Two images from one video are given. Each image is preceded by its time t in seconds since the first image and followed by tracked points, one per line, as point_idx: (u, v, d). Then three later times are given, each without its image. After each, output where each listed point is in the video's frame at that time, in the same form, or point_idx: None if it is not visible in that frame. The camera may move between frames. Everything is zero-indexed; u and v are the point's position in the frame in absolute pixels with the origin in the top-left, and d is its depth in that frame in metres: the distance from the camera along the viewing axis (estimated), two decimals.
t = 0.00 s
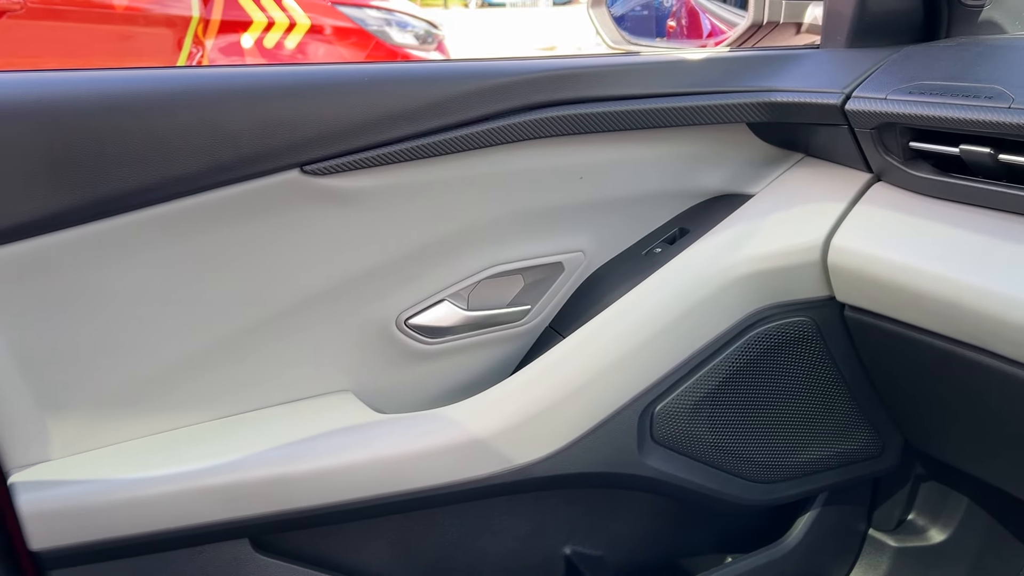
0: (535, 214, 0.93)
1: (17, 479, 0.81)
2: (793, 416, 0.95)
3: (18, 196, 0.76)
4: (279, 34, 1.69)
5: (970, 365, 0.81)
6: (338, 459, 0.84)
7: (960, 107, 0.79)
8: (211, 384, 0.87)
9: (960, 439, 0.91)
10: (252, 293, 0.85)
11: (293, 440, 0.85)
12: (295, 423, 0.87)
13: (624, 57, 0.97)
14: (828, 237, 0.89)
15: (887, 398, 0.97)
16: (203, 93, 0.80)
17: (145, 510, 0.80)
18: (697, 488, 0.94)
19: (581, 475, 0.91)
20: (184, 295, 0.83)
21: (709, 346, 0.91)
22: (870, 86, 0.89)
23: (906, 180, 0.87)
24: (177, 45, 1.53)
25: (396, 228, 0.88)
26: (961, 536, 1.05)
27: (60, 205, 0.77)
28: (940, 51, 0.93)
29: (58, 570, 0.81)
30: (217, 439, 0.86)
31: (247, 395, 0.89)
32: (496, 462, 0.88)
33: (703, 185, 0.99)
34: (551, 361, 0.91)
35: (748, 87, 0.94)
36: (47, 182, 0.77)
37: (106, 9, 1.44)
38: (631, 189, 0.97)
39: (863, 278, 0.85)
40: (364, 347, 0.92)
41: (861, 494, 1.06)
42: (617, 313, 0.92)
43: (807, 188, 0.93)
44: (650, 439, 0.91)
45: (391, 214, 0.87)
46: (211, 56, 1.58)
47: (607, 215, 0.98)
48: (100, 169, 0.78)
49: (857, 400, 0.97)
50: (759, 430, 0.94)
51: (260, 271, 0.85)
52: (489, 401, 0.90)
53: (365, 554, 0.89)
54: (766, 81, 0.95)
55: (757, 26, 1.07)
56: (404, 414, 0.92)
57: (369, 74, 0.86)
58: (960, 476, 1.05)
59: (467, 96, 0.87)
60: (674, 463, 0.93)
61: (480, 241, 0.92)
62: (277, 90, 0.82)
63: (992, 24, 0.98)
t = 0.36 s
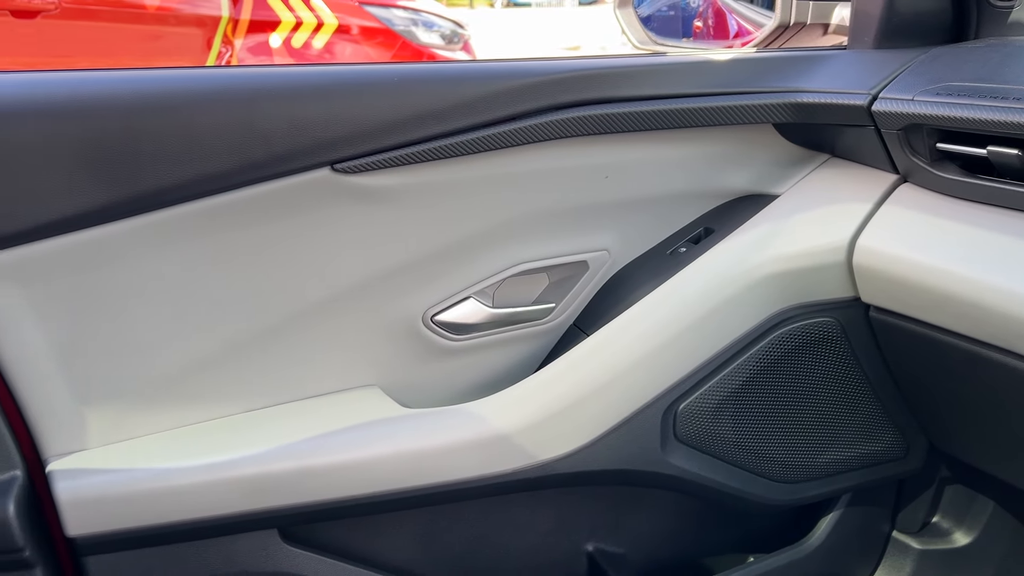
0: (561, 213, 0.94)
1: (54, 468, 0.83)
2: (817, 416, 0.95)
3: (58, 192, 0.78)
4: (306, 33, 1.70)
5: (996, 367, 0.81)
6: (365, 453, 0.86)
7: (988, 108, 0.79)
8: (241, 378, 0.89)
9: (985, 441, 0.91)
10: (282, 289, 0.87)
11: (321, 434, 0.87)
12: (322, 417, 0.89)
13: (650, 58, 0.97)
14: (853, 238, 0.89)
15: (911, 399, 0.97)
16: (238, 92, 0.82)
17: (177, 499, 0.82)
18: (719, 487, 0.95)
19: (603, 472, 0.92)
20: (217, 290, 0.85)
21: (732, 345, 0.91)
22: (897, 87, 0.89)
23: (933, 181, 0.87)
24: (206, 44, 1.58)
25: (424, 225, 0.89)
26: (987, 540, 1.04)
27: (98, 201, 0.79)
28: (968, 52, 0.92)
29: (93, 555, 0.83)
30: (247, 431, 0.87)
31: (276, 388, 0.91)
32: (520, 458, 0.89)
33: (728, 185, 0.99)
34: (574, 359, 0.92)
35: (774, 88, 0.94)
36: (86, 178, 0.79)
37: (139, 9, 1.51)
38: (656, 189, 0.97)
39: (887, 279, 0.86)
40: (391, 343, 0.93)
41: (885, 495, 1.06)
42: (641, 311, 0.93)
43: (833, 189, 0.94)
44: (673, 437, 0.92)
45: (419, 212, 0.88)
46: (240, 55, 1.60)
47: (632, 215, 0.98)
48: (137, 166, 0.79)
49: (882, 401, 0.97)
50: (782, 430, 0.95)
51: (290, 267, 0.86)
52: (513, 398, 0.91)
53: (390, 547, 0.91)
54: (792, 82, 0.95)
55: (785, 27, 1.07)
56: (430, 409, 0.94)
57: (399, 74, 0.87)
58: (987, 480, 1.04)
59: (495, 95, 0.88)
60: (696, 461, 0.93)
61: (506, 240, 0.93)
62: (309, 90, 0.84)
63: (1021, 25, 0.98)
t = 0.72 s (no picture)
0: (586, 211, 0.95)
1: (91, 457, 0.85)
2: (840, 416, 0.95)
3: (96, 188, 0.80)
4: (334, 32, 1.73)
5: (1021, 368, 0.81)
6: (392, 446, 0.87)
7: (1015, 108, 0.79)
8: (271, 371, 0.91)
9: (1010, 443, 0.91)
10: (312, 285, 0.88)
11: (348, 427, 0.88)
12: (349, 410, 0.91)
13: (677, 58, 0.98)
14: (878, 239, 0.89)
15: (936, 401, 0.97)
16: (271, 91, 0.84)
17: (208, 489, 0.84)
18: (742, 485, 0.96)
19: (626, 468, 0.93)
20: (249, 284, 0.87)
21: (756, 345, 0.92)
22: (924, 88, 0.89)
23: (959, 182, 0.87)
24: (235, 44, 1.60)
25: (451, 223, 0.90)
26: (1012, 543, 1.03)
27: (135, 197, 0.81)
28: (997, 53, 0.92)
29: (127, 542, 0.85)
30: (276, 424, 0.89)
31: (305, 382, 0.92)
32: (544, 453, 0.90)
33: (753, 185, 1.00)
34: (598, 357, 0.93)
35: (801, 88, 0.95)
36: (123, 174, 0.80)
37: (168, 9, 1.54)
38: (681, 188, 0.98)
39: (911, 279, 0.86)
40: (418, 338, 0.95)
41: (909, 497, 1.06)
42: (665, 310, 0.93)
43: (859, 189, 0.94)
44: (697, 435, 0.93)
45: (446, 210, 0.90)
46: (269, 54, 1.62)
47: (658, 214, 0.99)
48: (173, 163, 0.81)
49: (906, 401, 0.97)
50: (805, 429, 0.95)
51: (320, 263, 0.88)
52: (537, 394, 0.92)
53: (415, 540, 0.92)
54: (819, 82, 0.95)
55: (811, 27, 1.08)
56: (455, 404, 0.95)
57: (428, 73, 0.89)
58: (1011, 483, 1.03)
59: (522, 95, 0.89)
60: (719, 459, 0.94)
61: (531, 238, 0.94)
62: (340, 89, 0.85)
63: None
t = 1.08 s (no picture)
0: (611, 210, 0.96)
1: (124, 447, 0.87)
2: (863, 416, 0.95)
3: (129, 184, 0.82)
4: (360, 31, 1.75)
5: None
6: (416, 440, 0.88)
7: None
8: (297, 365, 0.92)
9: None
10: (338, 281, 0.90)
11: (373, 421, 0.89)
12: (374, 404, 0.92)
13: (702, 57, 0.98)
14: (904, 239, 0.89)
15: (961, 402, 0.96)
16: (299, 88, 0.85)
17: (235, 481, 0.86)
18: (764, 485, 0.96)
19: (648, 466, 0.93)
20: (277, 280, 0.88)
21: (780, 344, 0.92)
22: (952, 87, 0.89)
23: (987, 182, 0.86)
24: (262, 42, 1.63)
25: (476, 221, 0.91)
26: None
27: (166, 192, 0.82)
28: None
29: (156, 532, 0.87)
30: (302, 416, 0.90)
31: (330, 377, 0.93)
32: (567, 450, 0.91)
33: (778, 184, 1.00)
34: (620, 355, 0.94)
35: (827, 88, 0.94)
36: (156, 170, 0.82)
37: (198, 7, 1.54)
38: (706, 187, 0.98)
39: (936, 278, 0.86)
40: (442, 335, 0.96)
41: (933, 500, 1.05)
42: (688, 309, 0.94)
43: (885, 189, 0.93)
44: (719, 434, 0.94)
45: (471, 208, 0.90)
46: (295, 53, 1.66)
47: (683, 214, 0.99)
48: (204, 160, 0.83)
49: (931, 403, 0.97)
50: (829, 429, 0.95)
51: (346, 260, 0.89)
52: (560, 391, 0.93)
53: (438, 534, 0.93)
54: (845, 81, 0.95)
55: (838, 26, 1.07)
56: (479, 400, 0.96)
57: (454, 72, 0.89)
58: None
59: (548, 94, 0.90)
60: (742, 458, 0.94)
61: (555, 236, 0.95)
62: (367, 87, 0.86)
63: None
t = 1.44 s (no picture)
0: (627, 211, 0.96)
1: (145, 441, 0.88)
2: (879, 420, 0.95)
3: (152, 183, 0.83)
4: (382, 31, 1.75)
5: None
6: (432, 438, 0.89)
7: None
8: (315, 363, 0.93)
9: None
10: (356, 280, 0.91)
11: (389, 419, 0.90)
12: (390, 402, 0.93)
13: (721, 58, 0.98)
14: (922, 242, 0.88)
15: (980, 407, 0.95)
16: (319, 89, 0.86)
17: (253, 476, 0.87)
18: (779, 487, 0.96)
19: (662, 467, 0.94)
20: (295, 278, 0.89)
21: (796, 346, 0.92)
22: (973, 89, 0.88)
23: (1007, 185, 0.86)
24: (285, 41, 1.63)
25: (493, 221, 0.92)
26: None
27: (188, 192, 0.84)
28: None
29: (175, 525, 0.88)
30: (320, 413, 0.92)
31: (348, 375, 0.94)
32: (581, 450, 0.91)
33: (796, 186, 0.99)
34: (635, 356, 0.94)
35: (846, 89, 0.94)
36: (177, 170, 0.83)
37: (222, 7, 1.56)
38: (723, 189, 0.98)
39: (954, 283, 0.85)
40: (458, 334, 0.96)
41: (951, 504, 1.05)
42: (704, 310, 0.94)
43: (904, 192, 0.93)
44: (734, 435, 0.94)
45: (488, 208, 0.91)
46: (318, 52, 1.67)
47: (700, 215, 0.99)
48: (224, 159, 0.84)
49: (949, 407, 0.96)
50: (844, 432, 0.95)
51: (364, 259, 0.90)
52: (575, 391, 0.94)
53: (453, 532, 0.94)
54: (864, 83, 0.95)
55: (859, 28, 1.07)
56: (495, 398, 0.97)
57: (472, 72, 0.90)
58: None
59: (565, 95, 0.90)
60: (756, 460, 0.95)
61: (571, 237, 0.95)
62: (386, 88, 0.87)
63: None
